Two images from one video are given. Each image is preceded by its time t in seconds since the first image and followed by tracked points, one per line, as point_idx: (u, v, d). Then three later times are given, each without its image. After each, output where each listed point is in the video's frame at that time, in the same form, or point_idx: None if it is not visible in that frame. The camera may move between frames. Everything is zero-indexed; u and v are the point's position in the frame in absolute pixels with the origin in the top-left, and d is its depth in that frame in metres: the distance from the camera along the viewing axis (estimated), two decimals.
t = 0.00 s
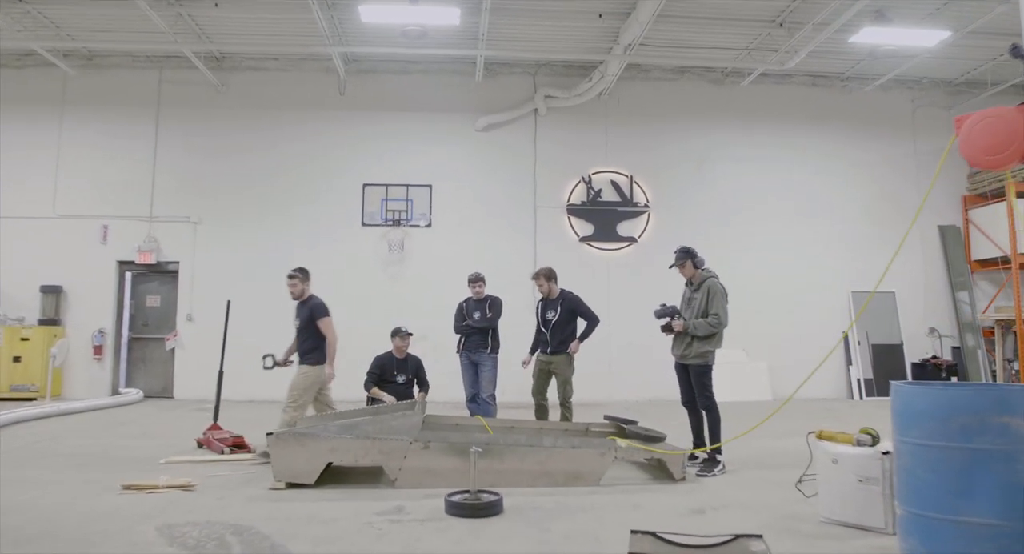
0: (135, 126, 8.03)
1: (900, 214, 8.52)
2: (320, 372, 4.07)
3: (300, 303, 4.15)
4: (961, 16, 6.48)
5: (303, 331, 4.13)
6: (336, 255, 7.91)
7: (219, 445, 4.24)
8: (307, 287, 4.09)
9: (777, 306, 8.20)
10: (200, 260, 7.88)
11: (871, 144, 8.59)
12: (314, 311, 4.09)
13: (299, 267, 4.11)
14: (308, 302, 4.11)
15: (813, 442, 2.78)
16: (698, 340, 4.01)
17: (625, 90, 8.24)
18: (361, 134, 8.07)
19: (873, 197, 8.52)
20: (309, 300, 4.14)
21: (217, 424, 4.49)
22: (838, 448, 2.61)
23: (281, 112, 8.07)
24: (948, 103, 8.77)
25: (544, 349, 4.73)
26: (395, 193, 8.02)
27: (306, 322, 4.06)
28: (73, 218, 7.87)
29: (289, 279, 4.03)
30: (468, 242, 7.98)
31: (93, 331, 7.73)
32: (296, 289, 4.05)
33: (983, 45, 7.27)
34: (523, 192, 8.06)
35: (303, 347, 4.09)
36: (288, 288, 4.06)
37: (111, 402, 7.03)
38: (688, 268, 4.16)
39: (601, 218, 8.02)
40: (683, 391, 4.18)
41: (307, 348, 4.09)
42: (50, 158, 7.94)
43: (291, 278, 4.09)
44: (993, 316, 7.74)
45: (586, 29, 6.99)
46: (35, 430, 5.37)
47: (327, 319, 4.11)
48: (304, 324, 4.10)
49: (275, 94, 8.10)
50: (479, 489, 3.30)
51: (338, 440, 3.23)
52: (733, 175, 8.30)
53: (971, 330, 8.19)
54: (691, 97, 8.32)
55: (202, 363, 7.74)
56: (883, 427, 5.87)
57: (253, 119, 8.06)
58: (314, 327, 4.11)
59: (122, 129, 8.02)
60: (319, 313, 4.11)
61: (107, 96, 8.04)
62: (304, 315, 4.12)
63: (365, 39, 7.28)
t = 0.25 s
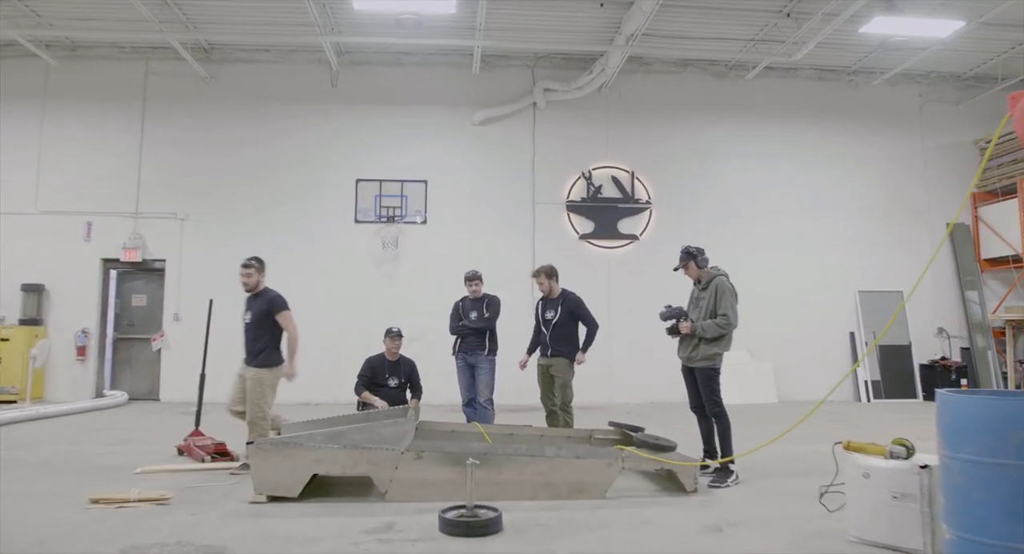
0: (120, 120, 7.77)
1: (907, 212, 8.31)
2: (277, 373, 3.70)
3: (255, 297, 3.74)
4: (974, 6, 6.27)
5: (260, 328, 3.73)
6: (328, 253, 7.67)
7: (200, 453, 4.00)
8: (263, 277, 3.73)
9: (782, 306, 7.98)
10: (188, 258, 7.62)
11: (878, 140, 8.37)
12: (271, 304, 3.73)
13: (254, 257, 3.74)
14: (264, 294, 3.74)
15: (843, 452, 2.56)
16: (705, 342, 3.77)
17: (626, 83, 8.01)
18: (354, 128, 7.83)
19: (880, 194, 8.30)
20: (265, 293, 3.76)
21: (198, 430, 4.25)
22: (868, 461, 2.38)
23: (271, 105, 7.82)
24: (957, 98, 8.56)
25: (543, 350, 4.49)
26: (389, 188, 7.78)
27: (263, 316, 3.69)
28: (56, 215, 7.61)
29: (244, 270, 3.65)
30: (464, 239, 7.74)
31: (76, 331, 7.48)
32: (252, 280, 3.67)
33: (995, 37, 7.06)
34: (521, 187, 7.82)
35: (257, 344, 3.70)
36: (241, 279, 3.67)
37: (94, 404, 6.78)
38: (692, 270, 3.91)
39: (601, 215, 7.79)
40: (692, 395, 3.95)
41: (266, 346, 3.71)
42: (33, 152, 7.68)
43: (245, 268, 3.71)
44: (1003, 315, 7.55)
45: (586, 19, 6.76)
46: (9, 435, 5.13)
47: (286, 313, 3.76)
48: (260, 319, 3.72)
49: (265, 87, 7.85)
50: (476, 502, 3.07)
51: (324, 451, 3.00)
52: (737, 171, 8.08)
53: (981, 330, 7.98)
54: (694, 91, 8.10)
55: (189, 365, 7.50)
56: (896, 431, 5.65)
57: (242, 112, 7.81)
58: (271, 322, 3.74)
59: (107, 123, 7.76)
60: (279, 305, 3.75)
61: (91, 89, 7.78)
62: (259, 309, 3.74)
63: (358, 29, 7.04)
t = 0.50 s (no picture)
0: (104, 112, 7.50)
1: (915, 208, 8.10)
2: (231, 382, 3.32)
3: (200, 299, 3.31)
4: None
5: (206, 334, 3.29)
6: (319, 250, 7.42)
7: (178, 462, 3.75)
8: (211, 276, 3.31)
9: (787, 305, 7.76)
10: (174, 255, 7.36)
11: (886, 135, 8.16)
12: (222, 306, 3.31)
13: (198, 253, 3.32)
14: (211, 296, 3.31)
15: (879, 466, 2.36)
16: (714, 344, 3.52)
17: (627, 75, 7.78)
18: (346, 121, 7.58)
19: (887, 190, 8.08)
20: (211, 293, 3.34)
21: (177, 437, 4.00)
22: (908, 478, 2.18)
23: (260, 97, 7.57)
24: (966, 92, 8.35)
25: (541, 353, 4.26)
26: (382, 183, 7.53)
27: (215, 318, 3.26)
28: (37, 210, 7.34)
29: (192, 267, 3.22)
30: (460, 236, 7.50)
31: (58, 331, 7.21)
32: (201, 277, 3.25)
33: (1008, 27, 6.85)
34: (519, 183, 7.58)
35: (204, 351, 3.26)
36: (187, 276, 3.24)
37: (76, 407, 6.52)
38: (699, 268, 3.66)
39: (601, 211, 7.55)
40: (701, 401, 3.69)
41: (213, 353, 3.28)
42: (13, 145, 7.41)
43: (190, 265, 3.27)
44: (1014, 314, 7.35)
45: (587, 7, 6.53)
46: None
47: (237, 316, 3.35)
48: (209, 323, 3.27)
49: (255, 78, 7.59)
50: (474, 518, 2.83)
51: (308, 462, 2.76)
52: (741, 166, 7.85)
53: (991, 331, 7.74)
54: (697, 84, 7.87)
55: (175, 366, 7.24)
56: (909, 434, 5.44)
57: (230, 104, 7.55)
58: (220, 327, 3.31)
59: (90, 115, 7.49)
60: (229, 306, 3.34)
61: (74, 80, 7.51)
62: (206, 312, 3.30)
63: (351, 18, 6.80)
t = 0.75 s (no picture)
0: (87, 105, 7.24)
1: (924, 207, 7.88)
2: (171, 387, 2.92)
3: (134, 292, 2.92)
4: None
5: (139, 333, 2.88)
6: (311, 249, 7.17)
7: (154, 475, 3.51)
8: (146, 265, 2.94)
9: (793, 306, 7.54)
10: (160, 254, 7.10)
11: (894, 131, 7.94)
12: (159, 298, 2.93)
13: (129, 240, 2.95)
14: (146, 288, 2.93)
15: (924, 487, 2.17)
16: (729, 349, 3.28)
17: (629, 69, 7.55)
18: (339, 115, 7.33)
19: (895, 188, 7.87)
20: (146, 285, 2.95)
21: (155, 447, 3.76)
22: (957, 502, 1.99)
23: (250, 91, 7.32)
24: (975, 88, 8.15)
25: (541, 358, 4.03)
26: (376, 180, 7.28)
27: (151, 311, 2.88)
28: (18, 207, 7.07)
29: (123, 254, 2.85)
30: (456, 234, 7.26)
31: (39, 332, 6.94)
32: (134, 265, 2.87)
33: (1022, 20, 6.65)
34: (517, 180, 7.35)
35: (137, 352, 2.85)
36: (119, 265, 2.85)
37: (56, 412, 6.26)
38: (712, 268, 3.42)
39: (602, 209, 7.32)
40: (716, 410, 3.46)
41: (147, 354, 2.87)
42: None
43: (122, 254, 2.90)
44: None
45: None
46: None
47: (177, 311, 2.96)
48: (145, 318, 2.89)
49: (243, 70, 7.34)
50: (472, 541, 2.58)
51: (290, 482, 2.51)
52: (746, 163, 7.63)
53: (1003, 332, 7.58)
54: (700, 78, 7.64)
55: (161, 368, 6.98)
56: (925, 442, 5.23)
57: (218, 98, 7.30)
58: (157, 323, 2.92)
59: (72, 109, 7.23)
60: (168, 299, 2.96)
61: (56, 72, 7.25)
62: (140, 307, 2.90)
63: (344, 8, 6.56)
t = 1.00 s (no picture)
0: (66, 98, 6.95)
1: (931, 205, 7.69)
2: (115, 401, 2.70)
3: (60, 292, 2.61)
4: None
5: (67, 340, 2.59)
6: (300, 247, 6.92)
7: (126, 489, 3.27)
8: (73, 262, 2.64)
9: (797, 306, 7.34)
10: (143, 252, 6.83)
11: (899, 128, 7.75)
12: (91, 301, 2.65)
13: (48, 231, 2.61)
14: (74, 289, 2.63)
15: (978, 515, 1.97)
16: (748, 352, 3.06)
17: (628, 62, 7.33)
18: (328, 109, 7.07)
19: (901, 186, 7.67)
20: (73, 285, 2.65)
21: (128, 458, 3.52)
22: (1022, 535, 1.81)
23: (236, 83, 7.05)
24: (982, 83, 7.97)
25: (541, 363, 3.82)
26: (368, 176, 7.03)
27: (84, 316, 2.60)
28: None
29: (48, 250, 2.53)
30: (451, 232, 7.02)
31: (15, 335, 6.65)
32: (61, 263, 2.57)
33: None
34: (513, 175, 7.11)
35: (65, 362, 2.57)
36: (43, 262, 2.54)
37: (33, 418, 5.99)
38: (727, 265, 3.19)
39: (601, 206, 7.10)
40: (733, 419, 3.25)
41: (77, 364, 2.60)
42: None
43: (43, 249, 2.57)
44: None
45: None
46: None
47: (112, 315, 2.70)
48: (73, 324, 2.59)
49: (229, 62, 7.07)
50: None
51: (268, 501, 2.26)
52: (748, 160, 7.42)
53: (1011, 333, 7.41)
54: (701, 73, 7.42)
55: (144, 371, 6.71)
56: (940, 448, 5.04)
57: (203, 91, 7.03)
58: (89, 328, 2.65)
59: (50, 102, 6.94)
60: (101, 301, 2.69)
61: (33, 64, 6.96)
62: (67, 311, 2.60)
63: None
